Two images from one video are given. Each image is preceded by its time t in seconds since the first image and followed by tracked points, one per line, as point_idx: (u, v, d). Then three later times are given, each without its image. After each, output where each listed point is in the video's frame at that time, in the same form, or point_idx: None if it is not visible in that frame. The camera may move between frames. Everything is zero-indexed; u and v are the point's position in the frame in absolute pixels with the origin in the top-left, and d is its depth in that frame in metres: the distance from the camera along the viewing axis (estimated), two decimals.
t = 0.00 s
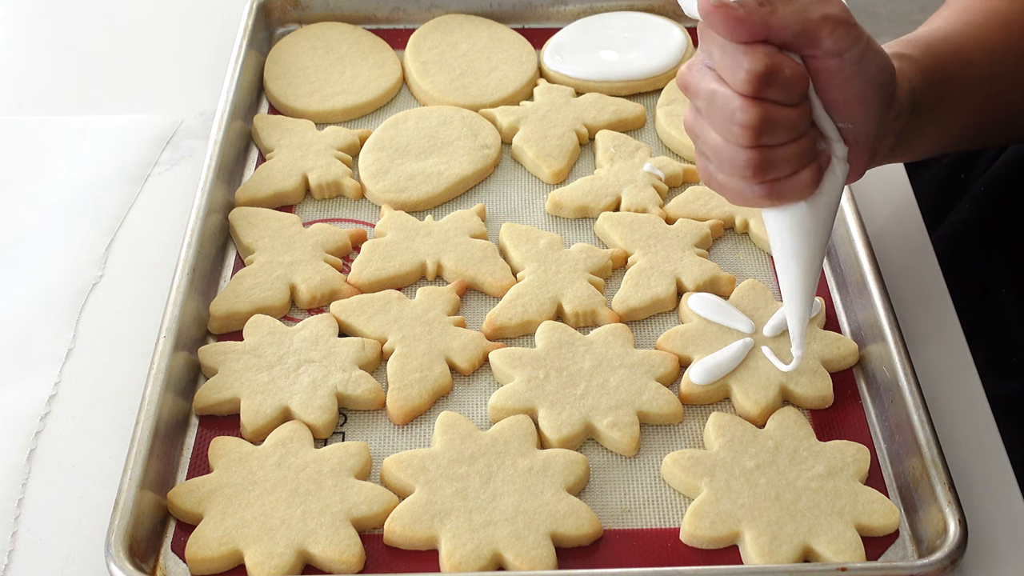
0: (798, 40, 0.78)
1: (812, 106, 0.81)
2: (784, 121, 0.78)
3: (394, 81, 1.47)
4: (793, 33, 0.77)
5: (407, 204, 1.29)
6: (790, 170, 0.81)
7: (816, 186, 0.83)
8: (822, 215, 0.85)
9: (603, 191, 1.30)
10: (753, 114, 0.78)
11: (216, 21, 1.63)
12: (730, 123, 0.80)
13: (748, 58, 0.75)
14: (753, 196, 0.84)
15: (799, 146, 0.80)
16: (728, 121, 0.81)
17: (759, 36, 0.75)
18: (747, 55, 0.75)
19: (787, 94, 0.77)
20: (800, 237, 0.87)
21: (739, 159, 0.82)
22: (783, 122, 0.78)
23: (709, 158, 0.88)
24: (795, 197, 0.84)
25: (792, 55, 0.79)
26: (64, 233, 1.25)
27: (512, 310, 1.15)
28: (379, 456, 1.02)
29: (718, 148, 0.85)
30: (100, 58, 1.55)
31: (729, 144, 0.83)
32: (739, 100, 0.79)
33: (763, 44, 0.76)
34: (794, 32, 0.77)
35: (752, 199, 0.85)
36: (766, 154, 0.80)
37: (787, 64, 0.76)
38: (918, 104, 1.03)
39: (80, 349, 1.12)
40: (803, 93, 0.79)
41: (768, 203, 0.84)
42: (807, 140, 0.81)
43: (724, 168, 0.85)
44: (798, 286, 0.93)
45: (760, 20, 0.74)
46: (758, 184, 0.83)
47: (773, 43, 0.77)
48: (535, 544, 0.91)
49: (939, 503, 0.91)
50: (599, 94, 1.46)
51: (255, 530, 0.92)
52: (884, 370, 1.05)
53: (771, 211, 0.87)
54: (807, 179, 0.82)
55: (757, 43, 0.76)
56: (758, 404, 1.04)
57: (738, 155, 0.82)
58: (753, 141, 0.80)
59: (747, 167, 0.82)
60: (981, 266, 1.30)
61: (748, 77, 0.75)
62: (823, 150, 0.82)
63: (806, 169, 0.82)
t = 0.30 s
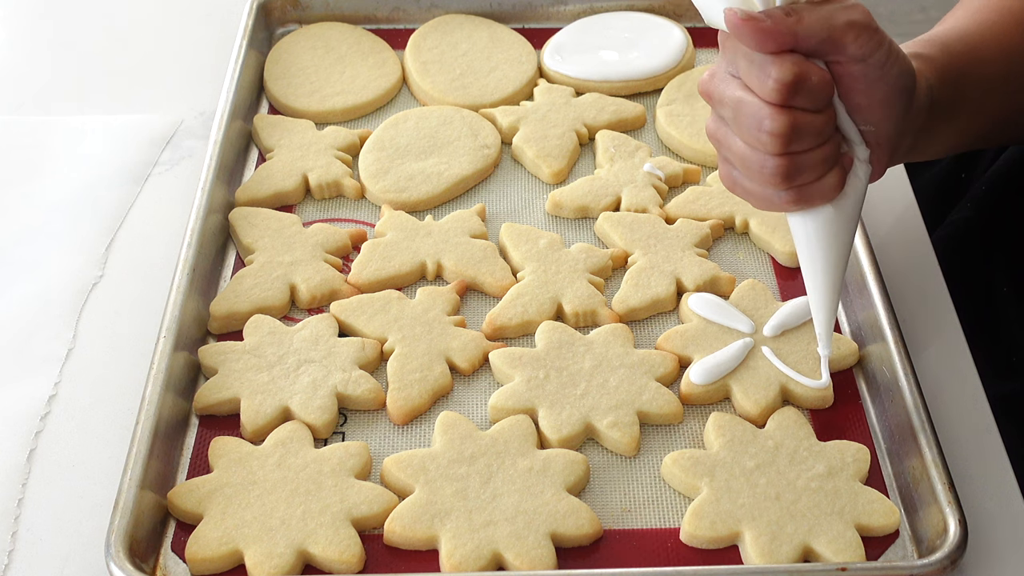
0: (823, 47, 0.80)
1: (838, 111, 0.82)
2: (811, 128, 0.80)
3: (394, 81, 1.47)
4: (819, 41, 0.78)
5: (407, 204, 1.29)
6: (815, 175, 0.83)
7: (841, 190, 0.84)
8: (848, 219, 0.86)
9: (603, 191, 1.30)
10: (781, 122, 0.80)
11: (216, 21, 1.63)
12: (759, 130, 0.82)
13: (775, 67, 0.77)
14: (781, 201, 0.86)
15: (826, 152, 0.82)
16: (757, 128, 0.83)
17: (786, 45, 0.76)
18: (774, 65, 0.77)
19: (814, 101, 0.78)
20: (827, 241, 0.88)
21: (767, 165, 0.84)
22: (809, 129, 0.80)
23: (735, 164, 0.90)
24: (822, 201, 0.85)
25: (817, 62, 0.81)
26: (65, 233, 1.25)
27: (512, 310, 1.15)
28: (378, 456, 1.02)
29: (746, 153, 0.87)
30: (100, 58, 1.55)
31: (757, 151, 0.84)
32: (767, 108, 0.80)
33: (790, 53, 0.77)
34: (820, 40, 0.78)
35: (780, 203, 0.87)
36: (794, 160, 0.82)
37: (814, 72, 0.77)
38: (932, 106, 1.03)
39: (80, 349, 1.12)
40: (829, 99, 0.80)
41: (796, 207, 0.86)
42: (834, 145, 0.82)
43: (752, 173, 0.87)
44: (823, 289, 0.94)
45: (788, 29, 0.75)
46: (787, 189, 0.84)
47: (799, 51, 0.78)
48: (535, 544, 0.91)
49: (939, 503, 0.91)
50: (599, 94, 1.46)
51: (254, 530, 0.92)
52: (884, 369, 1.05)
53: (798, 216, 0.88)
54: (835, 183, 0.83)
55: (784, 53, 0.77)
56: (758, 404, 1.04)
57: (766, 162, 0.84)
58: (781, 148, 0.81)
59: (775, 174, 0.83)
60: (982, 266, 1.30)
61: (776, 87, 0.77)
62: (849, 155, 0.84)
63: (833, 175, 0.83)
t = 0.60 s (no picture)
0: (785, 43, 0.81)
1: (794, 107, 0.84)
2: (761, 121, 0.82)
3: (395, 80, 1.47)
4: (781, 37, 0.80)
5: (407, 204, 1.29)
6: (764, 166, 0.86)
7: (791, 183, 0.87)
8: (798, 210, 0.90)
9: (603, 191, 1.30)
10: (732, 113, 0.82)
11: (217, 21, 1.63)
12: (712, 116, 0.84)
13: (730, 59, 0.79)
14: (729, 185, 0.89)
15: (776, 144, 0.84)
16: (710, 116, 0.85)
17: (745, 38, 0.78)
18: (730, 56, 0.78)
19: (766, 96, 0.80)
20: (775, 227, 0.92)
21: (718, 150, 0.86)
22: (761, 121, 0.82)
23: (694, 147, 0.92)
24: (770, 189, 0.88)
25: (778, 57, 0.82)
26: (64, 233, 1.25)
27: (512, 310, 1.15)
28: (379, 456, 1.02)
29: (702, 137, 0.89)
30: (100, 58, 1.55)
31: (710, 138, 0.87)
32: (722, 96, 0.83)
33: (748, 46, 0.79)
34: (782, 36, 0.80)
35: (729, 187, 0.90)
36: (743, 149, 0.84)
37: (769, 67, 0.79)
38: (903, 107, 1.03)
39: (80, 349, 1.12)
40: (783, 94, 0.82)
41: (744, 193, 0.89)
42: (784, 138, 0.84)
43: (706, 156, 0.89)
44: (774, 270, 0.98)
45: (748, 23, 0.77)
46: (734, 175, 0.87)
47: (759, 45, 0.80)
48: (535, 544, 0.91)
49: (939, 504, 0.91)
50: (599, 94, 1.46)
51: (255, 530, 0.92)
52: (884, 369, 1.05)
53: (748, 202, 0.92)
54: (782, 174, 0.86)
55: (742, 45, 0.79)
56: (758, 404, 1.04)
57: (717, 148, 0.87)
58: (731, 137, 0.84)
59: (725, 162, 0.86)
60: (981, 265, 1.30)
61: (730, 77, 0.79)
62: (800, 148, 0.86)
63: (780, 166, 0.86)
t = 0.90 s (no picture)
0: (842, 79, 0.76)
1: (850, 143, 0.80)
2: (824, 163, 0.77)
3: (394, 80, 1.47)
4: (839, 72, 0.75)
5: (407, 204, 1.29)
6: (822, 208, 0.81)
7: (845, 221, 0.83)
8: (849, 244, 0.86)
9: (603, 191, 1.30)
10: (796, 157, 0.77)
11: (216, 21, 1.63)
12: (770, 161, 0.79)
13: (794, 102, 0.74)
14: (784, 230, 0.84)
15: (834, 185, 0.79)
16: (768, 160, 0.79)
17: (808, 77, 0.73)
18: (795, 100, 0.74)
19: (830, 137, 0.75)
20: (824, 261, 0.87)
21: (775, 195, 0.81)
22: (823, 163, 0.77)
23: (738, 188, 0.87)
24: (826, 229, 0.84)
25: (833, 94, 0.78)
26: (65, 233, 1.25)
27: (512, 310, 1.15)
28: (378, 456, 1.02)
29: (753, 180, 0.83)
30: (100, 58, 1.55)
31: (765, 182, 0.82)
32: (781, 139, 0.77)
33: (811, 86, 0.74)
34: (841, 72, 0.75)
35: (783, 232, 0.84)
36: (803, 194, 0.79)
37: (833, 108, 0.74)
38: (936, 123, 1.01)
39: (80, 348, 1.12)
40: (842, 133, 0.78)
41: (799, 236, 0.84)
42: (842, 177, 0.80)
43: (757, 199, 0.84)
44: (818, 303, 0.93)
45: (810, 59, 0.72)
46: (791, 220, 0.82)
47: (818, 84, 0.75)
48: (535, 544, 0.91)
49: (939, 504, 0.91)
50: (599, 94, 1.46)
51: (255, 530, 0.92)
52: (884, 370, 1.05)
53: (797, 242, 0.87)
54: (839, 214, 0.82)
55: (804, 85, 0.74)
56: (758, 404, 1.04)
57: (773, 193, 0.81)
58: (792, 182, 0.79)
59: (785, 209, 0.81)
60: (982, 265, 1.29)
61: (797, 121, 0.74)
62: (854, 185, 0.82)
63: (838, 206, 0.82)
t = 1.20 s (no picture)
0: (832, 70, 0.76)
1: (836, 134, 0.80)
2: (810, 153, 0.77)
3: (394, 81, 1.47)
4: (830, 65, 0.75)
5: (407, 204, 1.29)
6: (808, 196, 0.81)
7: (831, 209, 0.83)
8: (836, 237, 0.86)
9: (603, 191, 1.30)
10: (783, 147, 0.77)
11: (216, 21, 1.63)
12: (757, 149, 0.79)
13: (783, 92, 0.73)
14: (769, 216, 0.84)
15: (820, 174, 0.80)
16: (755, 147, 0.79)
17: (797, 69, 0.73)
18: (783, 90, 0.73)
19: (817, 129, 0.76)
20: (810, 256, 0.88)
21: (761, 182, 0.81)
22: (810, 152, 0.77)
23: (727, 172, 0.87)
24: (811, 217, 0.84)
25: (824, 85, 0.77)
26: (65, 233, 1.25)
27: (512, 310, 1.15)
28: (378, 456, 1.02)
29: (740, 165, 0.84)
30: (100, 58, 1.55)
31: (751, 168, 0.82)
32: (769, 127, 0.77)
33: (801, 77, 0.74)
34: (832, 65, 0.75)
35: (768, 217, 0.85)
36: (788, 182, 0.79)
37: (822, 99, 0.74)
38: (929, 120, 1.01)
39: (80, 348, 1.12)
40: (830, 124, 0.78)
41: (784, 223, 0.84)
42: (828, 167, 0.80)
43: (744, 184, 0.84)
44: (804, 299, 0.94)
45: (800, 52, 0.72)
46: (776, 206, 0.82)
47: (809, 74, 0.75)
48: (535, 544, 0.91)
49: (939, 504, 0.91)
50: (599, 94, 1.46)
51: (255, 530, 0.92)
52: (884, 369, 1.05)
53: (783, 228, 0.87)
54: (824, 203, 0.82)
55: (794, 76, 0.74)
56: (758, 404, 1.04)
57: (760, 179, 0.81)
58: (778, 170, 0.79)
59: (771, 195, 0.81)
60: (982, 265, 1.30)
61: (784, 111, 0.74)
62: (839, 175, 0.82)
63: (823, 194, 0.82)
